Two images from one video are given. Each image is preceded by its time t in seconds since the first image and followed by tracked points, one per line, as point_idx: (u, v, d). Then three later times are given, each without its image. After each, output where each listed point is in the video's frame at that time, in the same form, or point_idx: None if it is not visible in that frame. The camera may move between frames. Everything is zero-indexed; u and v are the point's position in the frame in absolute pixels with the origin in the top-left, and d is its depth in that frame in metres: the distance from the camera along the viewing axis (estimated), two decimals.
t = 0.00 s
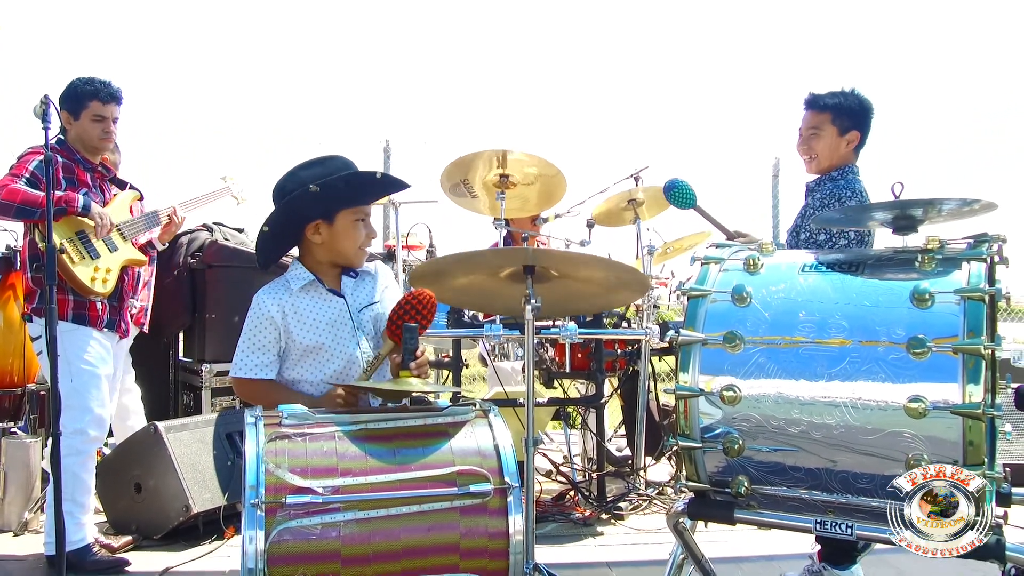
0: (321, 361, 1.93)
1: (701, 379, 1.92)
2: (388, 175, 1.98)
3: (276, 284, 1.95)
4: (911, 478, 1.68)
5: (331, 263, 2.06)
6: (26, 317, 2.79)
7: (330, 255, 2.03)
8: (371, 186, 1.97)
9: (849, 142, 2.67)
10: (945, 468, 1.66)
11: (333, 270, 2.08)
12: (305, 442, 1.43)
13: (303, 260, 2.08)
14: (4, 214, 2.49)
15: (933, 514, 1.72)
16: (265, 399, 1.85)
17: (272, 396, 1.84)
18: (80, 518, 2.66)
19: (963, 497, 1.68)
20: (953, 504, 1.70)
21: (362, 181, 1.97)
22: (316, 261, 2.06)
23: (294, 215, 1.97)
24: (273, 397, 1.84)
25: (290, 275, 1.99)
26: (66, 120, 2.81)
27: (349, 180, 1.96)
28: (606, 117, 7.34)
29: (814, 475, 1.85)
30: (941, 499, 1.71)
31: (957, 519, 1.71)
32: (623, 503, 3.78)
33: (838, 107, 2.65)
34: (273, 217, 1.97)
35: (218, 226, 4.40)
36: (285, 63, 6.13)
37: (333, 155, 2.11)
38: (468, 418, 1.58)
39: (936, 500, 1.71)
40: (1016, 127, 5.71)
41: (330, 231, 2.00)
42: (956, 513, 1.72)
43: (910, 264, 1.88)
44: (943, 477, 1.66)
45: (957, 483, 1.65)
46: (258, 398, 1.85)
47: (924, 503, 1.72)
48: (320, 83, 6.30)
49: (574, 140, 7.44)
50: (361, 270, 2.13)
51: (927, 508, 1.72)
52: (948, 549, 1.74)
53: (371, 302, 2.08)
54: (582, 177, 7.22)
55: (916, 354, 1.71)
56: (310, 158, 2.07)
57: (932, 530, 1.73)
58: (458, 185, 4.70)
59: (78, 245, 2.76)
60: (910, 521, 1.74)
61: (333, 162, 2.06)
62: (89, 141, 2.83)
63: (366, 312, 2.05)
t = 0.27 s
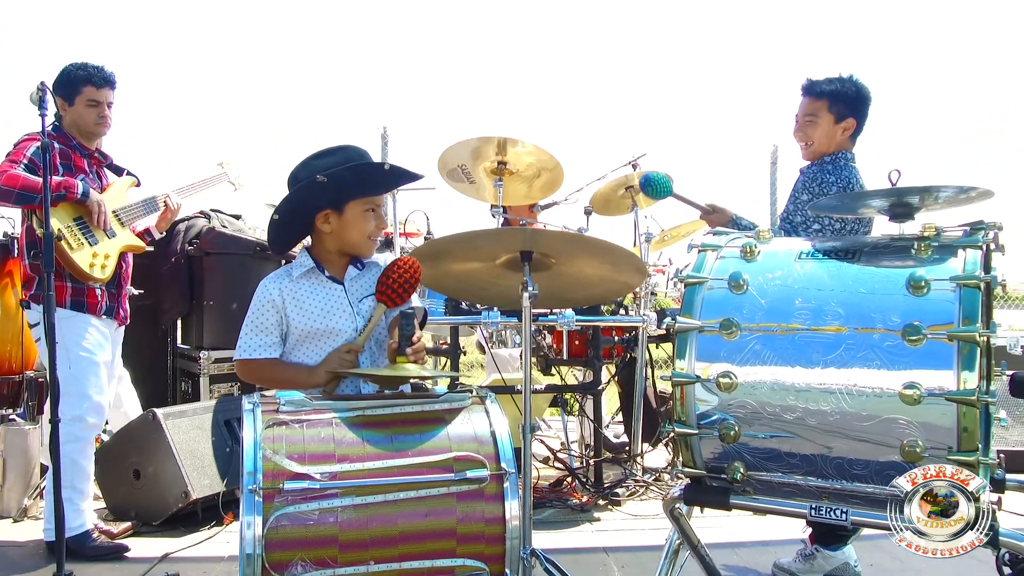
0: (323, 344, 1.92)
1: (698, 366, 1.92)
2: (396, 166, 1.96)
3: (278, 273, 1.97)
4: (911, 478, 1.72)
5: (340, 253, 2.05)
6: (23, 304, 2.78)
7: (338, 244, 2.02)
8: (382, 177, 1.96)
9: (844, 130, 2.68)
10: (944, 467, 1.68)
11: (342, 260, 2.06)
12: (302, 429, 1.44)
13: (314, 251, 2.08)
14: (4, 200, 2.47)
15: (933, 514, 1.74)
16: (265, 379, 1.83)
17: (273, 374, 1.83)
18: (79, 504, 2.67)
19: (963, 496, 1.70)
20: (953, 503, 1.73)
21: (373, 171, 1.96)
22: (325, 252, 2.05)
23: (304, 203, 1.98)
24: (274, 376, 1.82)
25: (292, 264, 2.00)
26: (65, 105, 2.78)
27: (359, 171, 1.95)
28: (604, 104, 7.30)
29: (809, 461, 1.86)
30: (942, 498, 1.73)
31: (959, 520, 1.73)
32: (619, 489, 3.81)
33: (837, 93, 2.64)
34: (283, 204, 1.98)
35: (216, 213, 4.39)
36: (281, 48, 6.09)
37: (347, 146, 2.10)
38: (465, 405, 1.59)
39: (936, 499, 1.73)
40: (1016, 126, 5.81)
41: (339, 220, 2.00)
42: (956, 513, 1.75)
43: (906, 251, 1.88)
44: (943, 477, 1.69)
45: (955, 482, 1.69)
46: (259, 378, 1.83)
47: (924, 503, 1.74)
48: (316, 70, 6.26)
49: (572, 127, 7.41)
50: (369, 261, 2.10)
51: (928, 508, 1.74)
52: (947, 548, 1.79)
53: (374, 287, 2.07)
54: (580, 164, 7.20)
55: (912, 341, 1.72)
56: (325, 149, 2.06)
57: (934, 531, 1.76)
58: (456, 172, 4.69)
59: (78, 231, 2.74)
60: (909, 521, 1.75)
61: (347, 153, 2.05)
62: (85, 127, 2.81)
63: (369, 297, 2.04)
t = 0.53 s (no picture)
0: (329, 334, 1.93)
1: (695, 352, 1.93)
2: (404, 151, 1.95)
3: (282, 261, 1.96)
4: (911, 478, 1.75)
5: (345, 238, 2.04)
6: (20, 291, 2.77)
7: (343, 229, 2.01)
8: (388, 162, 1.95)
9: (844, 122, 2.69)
10: (945, 468, 1.71)
11: (346, 246, 2.06)
12: (300, 414, 1.45)
13: (317, 238, 2.06)
14: None
15: (934, 514, 1.83)
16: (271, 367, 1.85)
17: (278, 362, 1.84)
18: (79, 489, 2.68)
19: (963, 498, 1.78)
20: (952, 504, 1.82)
21: (379, 156, 1.94)
22: (329, 238, 2.04)
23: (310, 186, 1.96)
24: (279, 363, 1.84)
25: (296, 251, 1.99)
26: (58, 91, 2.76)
27: (366, 155, 1.93)
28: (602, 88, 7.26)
29: (804, 446, 1.87)
30: (941, 499, 1.82)
31: (957, 518, 1.82)
32: (616, 474, 3.84)
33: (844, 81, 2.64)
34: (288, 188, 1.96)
35: (213, 199, 4.37)
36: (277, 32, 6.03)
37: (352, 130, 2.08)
38: (462, 390, 1.59)
39: (936, 500, 1.81)
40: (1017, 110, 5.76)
41: (344, 205, 1.99)
42: (955, 513, 1.83)
43: (903, 237, 1.88)
44: (943, 477, 1.72)
45: (955, 483, 1.71)
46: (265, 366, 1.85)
47: (925, 503, 1.80)
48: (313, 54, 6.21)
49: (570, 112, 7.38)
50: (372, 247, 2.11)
51: (929, 509, 1.81)
52: (949, 548, 1.87)
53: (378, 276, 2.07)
54: (578, 149, 7.18)
55: (907, 327, 1.73)
56: (331, 133, 2.04)
57: (934, 529, 1.86)
58: (453, 157, 4.67)
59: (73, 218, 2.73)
60: (910, 521, 1.80)
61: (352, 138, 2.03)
62: (81, 113, 2.79)
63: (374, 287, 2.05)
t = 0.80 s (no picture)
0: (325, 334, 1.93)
1: (692, 351, 1.94)
2: (411, 170, 1.96)
3: (279, 259, 1.95)
4: (911, 478, 1.74)
5: (340, 241, 2.03)
6: (18, 288, 2.77)
7: (338, 231, 1.99)
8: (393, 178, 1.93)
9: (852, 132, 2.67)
10: (945, 468, 1.70)
11: (341, 248, 2.05)
12: (299, 413, 1.45)
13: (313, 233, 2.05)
14: None
15: (933, 514, 1.81)
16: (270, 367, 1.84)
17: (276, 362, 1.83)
18: (78, 487, 2.68)
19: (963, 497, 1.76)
20: (952, 504, 1.80)
21: (385, 171, 1.92)
22: (323, 235, 2.03)
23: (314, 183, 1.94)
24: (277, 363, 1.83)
25: (293, 249, 1.98)
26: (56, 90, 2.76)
27: (373, 168, 1.92)
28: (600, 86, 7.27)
29: (801, 445, 1.88)
30: (941, 499, 1.81)
31: (957, 518, 1.80)
32: (614, 471, 3.85)
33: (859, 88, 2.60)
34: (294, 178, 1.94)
35: (211, 197, 4.36)
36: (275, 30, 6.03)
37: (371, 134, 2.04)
38: (460, 389, 1.60)
39: (936, 500, 1.80)
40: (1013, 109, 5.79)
41: (341, 208, 1.97)
42: (955, 513, 1.81)
43: (900, 236, 1.89)
44: (943, 477, 1.71)
45: (955, 483, 1.71)
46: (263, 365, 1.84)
47: (924, 503, 1.80)
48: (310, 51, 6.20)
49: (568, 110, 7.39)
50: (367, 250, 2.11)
51: (928, 509, 1.80)
52: (949, 548, 1.85)
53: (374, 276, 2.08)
54: (576, 148, 7.19)
55: (904, 326, 1.73)
56: (350, 132, 2.00)
57: (934, 529, 1.84)
58: (451, 156, 4.68)
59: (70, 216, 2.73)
60: (910, 521, 1.79)
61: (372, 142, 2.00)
62: (79, 111, 2.79)
63: (370, 287, 2.06)
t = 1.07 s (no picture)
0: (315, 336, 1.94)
1: (686, 353, 1.95)
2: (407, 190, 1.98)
3: (269, 259, 1.95)
4: (911, 478, 1.75)
5: (330, 245, 2.02)
6: (13, 290, 2.77)
7: (329, 236, 1.99)
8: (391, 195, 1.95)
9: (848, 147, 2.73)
10: (945, 468, 1.71)
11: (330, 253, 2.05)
12: (294, 416, 1.46)
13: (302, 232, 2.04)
14: None
15: (934, 514, 1.82)
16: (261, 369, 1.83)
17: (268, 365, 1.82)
18: (73, 489, 2.69)
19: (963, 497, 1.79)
20: (953, 504, 1.81)
21: (384, 187, 1.94)
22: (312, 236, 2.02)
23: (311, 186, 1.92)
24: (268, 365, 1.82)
25: (284, 249, 1.98)
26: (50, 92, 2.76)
27: (374, 182, 1.93)
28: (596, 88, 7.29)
29: (793, 446, 1.90)
30: (942, 499, 1.80)
31: (957, 518, 1.83)
32: (609, 472, 3.86)
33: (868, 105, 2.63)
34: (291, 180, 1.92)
35: (206, 198, 4.36)
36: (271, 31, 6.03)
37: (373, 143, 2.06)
38: (455, 392, 1.61)
39: (937, 500, 1.80)
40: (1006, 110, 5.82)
41: (334, 214, 1.96)
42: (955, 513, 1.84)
43: (892, 239, 1.90)
44: (943, 477, 1.71)
45: (955, 483, 1.71)
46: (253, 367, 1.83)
47: (925, 504, 1.80)
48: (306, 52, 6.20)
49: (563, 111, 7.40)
50: (356, 255, 2.11)
51: (928, 508, 1.80)
52: (949, 549, 1.87)
53: (363, 279, 2.11)
54: (571, 149, 7.20)
55: (895, 329, 1.75)
56: (353, 139, 2.01)
57: (935, 529, 1.85)
58: (447, 157, 4.69)
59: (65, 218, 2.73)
60: (910, 521, 1.80)
61: (374, 152, 2.01)
62: (75, 113, 2.79)
63: (360, 290, 2.09)
